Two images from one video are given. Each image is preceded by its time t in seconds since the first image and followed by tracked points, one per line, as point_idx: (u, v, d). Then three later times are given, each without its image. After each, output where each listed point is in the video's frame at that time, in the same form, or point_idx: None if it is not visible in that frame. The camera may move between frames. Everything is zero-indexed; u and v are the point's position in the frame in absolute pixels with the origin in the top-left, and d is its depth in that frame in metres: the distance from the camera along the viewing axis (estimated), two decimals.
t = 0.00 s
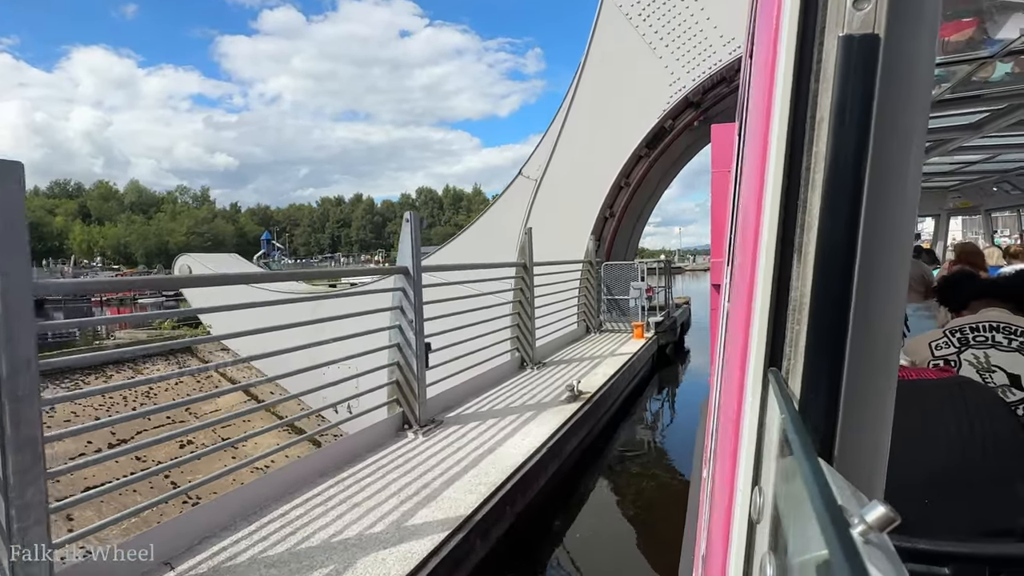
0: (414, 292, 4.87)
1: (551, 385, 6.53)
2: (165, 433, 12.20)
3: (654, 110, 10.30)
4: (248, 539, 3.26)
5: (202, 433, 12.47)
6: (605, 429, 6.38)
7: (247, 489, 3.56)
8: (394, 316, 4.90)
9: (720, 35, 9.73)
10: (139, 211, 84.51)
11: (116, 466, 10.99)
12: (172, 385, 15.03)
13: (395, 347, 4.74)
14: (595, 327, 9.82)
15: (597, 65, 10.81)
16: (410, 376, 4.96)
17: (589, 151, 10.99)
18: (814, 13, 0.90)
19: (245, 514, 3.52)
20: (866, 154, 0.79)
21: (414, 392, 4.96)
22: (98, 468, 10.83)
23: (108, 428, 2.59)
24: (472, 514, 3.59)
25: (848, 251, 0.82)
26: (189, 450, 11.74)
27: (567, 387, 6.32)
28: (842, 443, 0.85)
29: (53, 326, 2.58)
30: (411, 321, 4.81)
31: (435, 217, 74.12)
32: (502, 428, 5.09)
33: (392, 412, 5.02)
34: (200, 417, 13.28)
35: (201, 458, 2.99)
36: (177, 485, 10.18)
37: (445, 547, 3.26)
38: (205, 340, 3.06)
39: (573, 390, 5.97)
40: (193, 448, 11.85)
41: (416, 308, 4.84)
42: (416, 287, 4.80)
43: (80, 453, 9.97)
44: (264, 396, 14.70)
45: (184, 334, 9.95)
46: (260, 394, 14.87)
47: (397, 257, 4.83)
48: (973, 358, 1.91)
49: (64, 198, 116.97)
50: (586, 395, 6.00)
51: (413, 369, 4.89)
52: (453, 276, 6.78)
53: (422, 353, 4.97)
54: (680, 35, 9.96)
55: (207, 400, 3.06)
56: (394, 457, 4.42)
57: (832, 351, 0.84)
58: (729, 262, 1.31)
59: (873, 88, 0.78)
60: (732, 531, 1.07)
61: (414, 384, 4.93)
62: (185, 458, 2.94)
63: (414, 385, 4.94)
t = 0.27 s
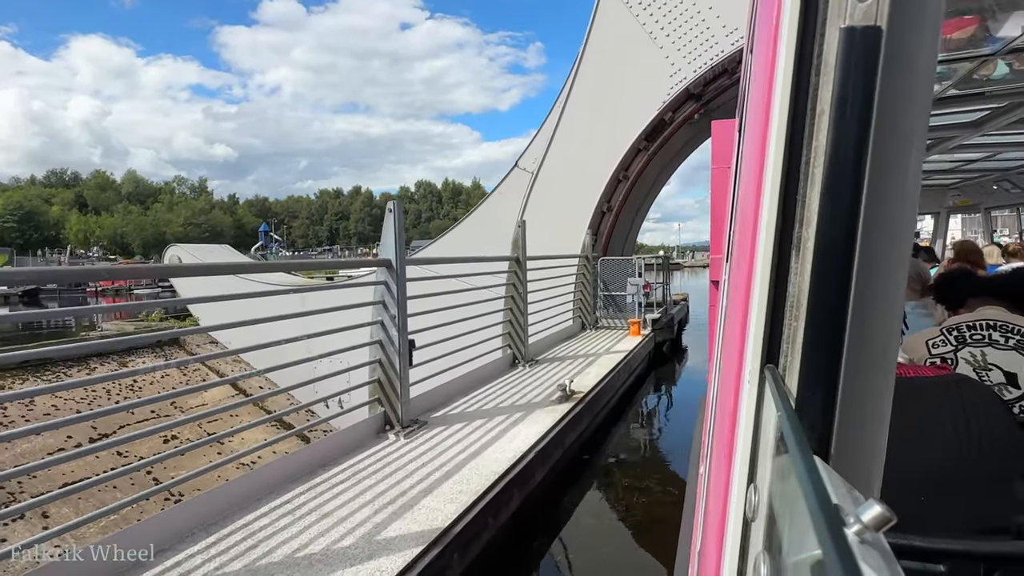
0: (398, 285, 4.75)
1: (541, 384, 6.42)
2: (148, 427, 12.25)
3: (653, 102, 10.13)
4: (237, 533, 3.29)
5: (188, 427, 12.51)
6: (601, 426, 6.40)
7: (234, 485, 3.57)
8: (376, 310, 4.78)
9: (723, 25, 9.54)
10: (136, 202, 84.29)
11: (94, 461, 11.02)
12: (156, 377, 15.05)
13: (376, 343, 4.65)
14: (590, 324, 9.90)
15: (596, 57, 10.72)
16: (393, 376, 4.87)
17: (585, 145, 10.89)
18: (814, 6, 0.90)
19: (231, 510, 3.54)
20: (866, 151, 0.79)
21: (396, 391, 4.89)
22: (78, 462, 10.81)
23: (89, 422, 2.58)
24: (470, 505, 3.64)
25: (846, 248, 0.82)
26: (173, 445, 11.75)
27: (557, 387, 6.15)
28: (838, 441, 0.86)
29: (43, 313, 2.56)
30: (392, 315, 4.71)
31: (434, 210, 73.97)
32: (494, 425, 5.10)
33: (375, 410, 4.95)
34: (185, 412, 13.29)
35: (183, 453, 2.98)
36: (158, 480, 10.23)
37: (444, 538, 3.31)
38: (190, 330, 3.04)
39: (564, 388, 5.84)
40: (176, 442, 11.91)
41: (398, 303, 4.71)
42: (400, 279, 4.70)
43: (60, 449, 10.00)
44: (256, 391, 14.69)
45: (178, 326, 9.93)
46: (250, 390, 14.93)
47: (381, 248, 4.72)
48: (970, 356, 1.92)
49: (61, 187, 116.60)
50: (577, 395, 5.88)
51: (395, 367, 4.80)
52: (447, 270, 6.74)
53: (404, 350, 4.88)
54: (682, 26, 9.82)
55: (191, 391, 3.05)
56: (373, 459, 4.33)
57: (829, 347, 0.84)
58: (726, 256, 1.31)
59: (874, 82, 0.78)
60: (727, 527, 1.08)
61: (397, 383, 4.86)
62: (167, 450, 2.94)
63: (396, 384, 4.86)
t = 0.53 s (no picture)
0: (385, 283, 4.53)
1: (537, 387, 6.22)
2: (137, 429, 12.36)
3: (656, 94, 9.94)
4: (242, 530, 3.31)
5: (181, 428, 12.62)
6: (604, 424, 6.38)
7: (233, 485, 3.58)
8: (363, 311, 4.62)
9: (730, 15, 9.24)
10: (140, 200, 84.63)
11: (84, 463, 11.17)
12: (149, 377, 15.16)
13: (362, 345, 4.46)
14: (592, 321, 9.84)
15: (597, 48, 10.54)
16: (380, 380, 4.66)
17: (585, 140, 10.75)
18: None
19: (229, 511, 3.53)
20: (863, 143, 0.79)
21: (383, 398, 4.69)
22: (66, 466, 10.95)
23: (77, 422, 2.59)
24: (477, 502, 3.67)
25: (843, 243, 0.82)
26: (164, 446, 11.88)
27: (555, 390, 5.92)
28: (837, 439, 0.85)
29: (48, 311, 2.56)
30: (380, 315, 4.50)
31: (437, 208, 73.94)
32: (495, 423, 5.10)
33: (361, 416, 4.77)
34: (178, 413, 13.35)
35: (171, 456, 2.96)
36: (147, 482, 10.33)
37: (455, 532, 3.36)
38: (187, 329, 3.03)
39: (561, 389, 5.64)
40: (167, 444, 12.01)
41: (386, 303, 4.53)
42: (388, 276, 4.47)
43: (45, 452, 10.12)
44: (253, 390, 14.67)
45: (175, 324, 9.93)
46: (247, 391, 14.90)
47: (368, 245, 4.51)
48: (976, 351, 1.91)
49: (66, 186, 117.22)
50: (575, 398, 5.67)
51: (383, 371, 4.58)
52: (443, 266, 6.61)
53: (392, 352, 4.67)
54: (686, 15, 9.59)
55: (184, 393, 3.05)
56: (356, 470, 4.12)
57: (826, 343, 0.84)
58: (727, 252, 1.31)
59: (870, 74, 0.78)
60: (727, 524, 1.08)
61: (384, 388, 4.68)
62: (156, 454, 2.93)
63: (384, 388, 4.66)
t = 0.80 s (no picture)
0: (368, 286, 4.33)
1: (533, 393, 5.95)
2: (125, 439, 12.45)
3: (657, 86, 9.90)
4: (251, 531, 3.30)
5: (172, 437, 12.73)
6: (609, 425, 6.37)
7: (239, 493, 3.50)
8: (345, 316, 4.35)
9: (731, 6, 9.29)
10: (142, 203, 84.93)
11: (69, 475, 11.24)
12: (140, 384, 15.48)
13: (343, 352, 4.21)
14: (592, 321, 9.75)
15: (595, 41, 10.49)
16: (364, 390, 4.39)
17: (584, 136, 10.67)
18: None
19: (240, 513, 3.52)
20: (865, 137, 0.78)
21: (368, 408, 4.41)
22: (51, 478, 11.01)
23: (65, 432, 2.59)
24: (487, 500, 3.68)
25: (845, 238, 0.81)
26: (154, 456, 11.98)
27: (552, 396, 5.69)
28: (841, 435, 0.85)
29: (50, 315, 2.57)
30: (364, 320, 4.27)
31: (439, 207, 73.97)
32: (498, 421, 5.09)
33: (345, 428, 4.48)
34: (170, 421, 13.49)
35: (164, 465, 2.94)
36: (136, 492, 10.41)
37: (463, 533, 3.36)
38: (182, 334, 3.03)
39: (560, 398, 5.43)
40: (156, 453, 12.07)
41: (368, 308, 4.27)
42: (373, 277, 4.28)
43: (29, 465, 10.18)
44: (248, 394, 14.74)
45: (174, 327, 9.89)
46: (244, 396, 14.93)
47: (350, 246, 4.30)
48: (983, 345, 1.90)
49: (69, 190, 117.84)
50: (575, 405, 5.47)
51: (367, 379, 4.34)
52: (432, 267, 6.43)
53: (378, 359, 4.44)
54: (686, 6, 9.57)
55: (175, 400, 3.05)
56: (336, 488, 3.81)
57: (828, 339, 0.84)
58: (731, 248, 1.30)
59: (872, 67, 0.77)
60: (731, 521, 1.08)
61: (368, 398, 4.40)
62: (150, 463, 2.91)
63: (368, 398, 4.39)
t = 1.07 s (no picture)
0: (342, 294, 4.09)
1: (523, 401, 5.71)
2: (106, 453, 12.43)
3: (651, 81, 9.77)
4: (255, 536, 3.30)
5: (158, 449, 12.76)
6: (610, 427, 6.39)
7: (235, 500, 3.44)
8: (319, 325, 4.11)
9: None
10: (137, 208, 84.76)
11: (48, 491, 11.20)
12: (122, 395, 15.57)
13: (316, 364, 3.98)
14: (587, 323, 9.70)
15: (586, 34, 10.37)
16: (340, 404, 4.14)
17: (578, 132, 10.56)
18: None
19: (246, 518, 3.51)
20: (862, 131, 0.78)
21: (344, 424, 4.15)
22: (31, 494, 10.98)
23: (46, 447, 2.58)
24: (490, 504, 3.69)
25: (841, 235, 0.82)
26: (139, 468, 12.00)
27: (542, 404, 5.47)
28: (840, 432, 0.85)
29: (41, 323, 2.55)
30: (339, 333, 4.05)
31: (436, 208, 73.90)
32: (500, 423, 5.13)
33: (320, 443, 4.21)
34: (155, 431, 13.44)
35: (151, 479, 2.91)
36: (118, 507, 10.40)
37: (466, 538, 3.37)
38: (171, 342, 3.01)
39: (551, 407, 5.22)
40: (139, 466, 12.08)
41: (343, 316, 4.03)
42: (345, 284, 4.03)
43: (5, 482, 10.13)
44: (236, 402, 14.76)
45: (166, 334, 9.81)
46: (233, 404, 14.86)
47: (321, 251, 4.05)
48: (983, 339, 1.90)
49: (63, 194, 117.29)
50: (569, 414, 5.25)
51: (343, 393, 4.10)
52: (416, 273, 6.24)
53: (356, 373, 4.18)
54: None
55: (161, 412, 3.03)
56: (335, 493, 3.80)
57: (826, 335, 0.84)
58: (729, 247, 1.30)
59: (869, 62, 0.77)
60: (730, 519, 1.08)
61: (345, 413, 4.14)
62: (138, 476, 2.87)
63: (344, 413, 4.13)
